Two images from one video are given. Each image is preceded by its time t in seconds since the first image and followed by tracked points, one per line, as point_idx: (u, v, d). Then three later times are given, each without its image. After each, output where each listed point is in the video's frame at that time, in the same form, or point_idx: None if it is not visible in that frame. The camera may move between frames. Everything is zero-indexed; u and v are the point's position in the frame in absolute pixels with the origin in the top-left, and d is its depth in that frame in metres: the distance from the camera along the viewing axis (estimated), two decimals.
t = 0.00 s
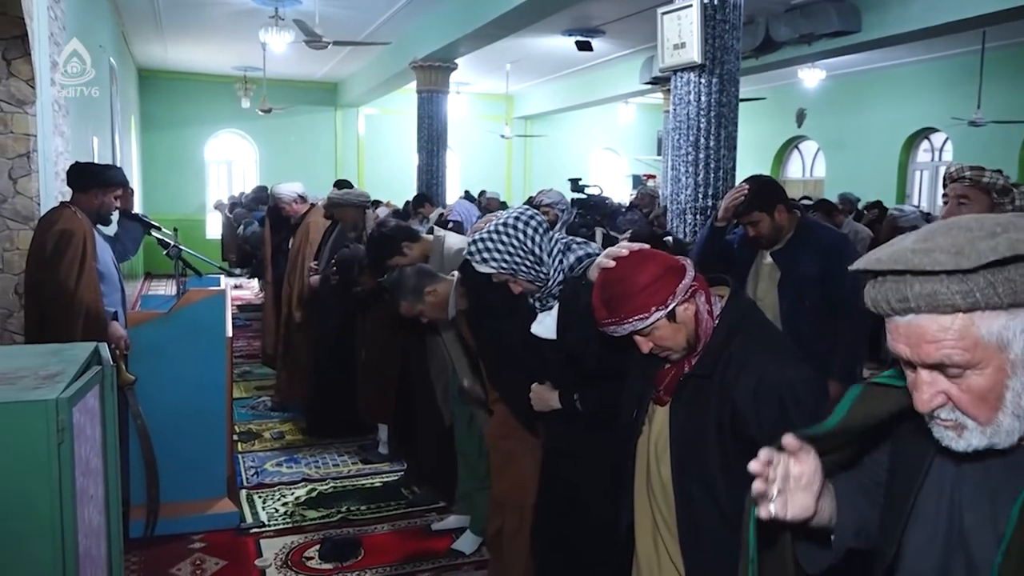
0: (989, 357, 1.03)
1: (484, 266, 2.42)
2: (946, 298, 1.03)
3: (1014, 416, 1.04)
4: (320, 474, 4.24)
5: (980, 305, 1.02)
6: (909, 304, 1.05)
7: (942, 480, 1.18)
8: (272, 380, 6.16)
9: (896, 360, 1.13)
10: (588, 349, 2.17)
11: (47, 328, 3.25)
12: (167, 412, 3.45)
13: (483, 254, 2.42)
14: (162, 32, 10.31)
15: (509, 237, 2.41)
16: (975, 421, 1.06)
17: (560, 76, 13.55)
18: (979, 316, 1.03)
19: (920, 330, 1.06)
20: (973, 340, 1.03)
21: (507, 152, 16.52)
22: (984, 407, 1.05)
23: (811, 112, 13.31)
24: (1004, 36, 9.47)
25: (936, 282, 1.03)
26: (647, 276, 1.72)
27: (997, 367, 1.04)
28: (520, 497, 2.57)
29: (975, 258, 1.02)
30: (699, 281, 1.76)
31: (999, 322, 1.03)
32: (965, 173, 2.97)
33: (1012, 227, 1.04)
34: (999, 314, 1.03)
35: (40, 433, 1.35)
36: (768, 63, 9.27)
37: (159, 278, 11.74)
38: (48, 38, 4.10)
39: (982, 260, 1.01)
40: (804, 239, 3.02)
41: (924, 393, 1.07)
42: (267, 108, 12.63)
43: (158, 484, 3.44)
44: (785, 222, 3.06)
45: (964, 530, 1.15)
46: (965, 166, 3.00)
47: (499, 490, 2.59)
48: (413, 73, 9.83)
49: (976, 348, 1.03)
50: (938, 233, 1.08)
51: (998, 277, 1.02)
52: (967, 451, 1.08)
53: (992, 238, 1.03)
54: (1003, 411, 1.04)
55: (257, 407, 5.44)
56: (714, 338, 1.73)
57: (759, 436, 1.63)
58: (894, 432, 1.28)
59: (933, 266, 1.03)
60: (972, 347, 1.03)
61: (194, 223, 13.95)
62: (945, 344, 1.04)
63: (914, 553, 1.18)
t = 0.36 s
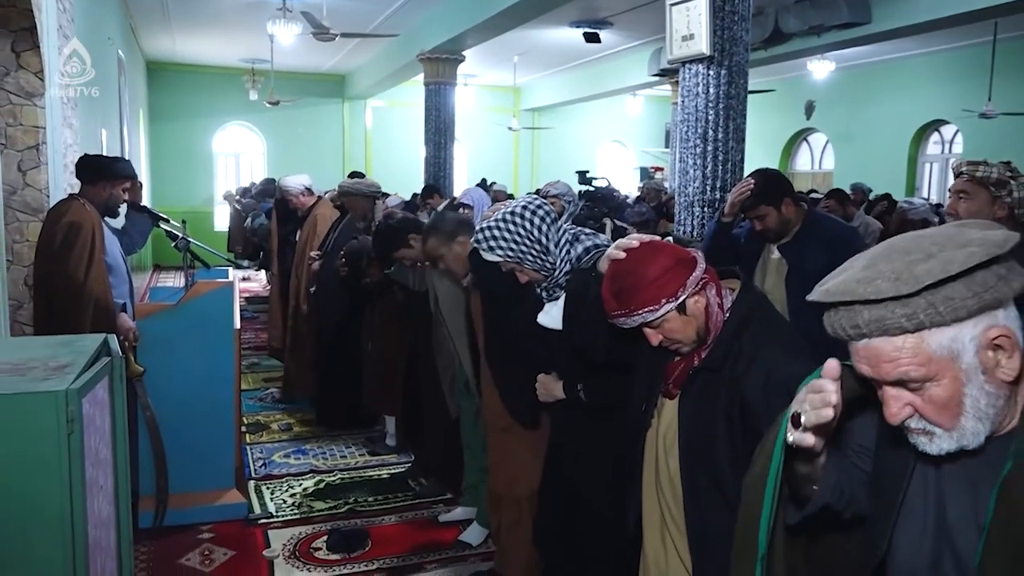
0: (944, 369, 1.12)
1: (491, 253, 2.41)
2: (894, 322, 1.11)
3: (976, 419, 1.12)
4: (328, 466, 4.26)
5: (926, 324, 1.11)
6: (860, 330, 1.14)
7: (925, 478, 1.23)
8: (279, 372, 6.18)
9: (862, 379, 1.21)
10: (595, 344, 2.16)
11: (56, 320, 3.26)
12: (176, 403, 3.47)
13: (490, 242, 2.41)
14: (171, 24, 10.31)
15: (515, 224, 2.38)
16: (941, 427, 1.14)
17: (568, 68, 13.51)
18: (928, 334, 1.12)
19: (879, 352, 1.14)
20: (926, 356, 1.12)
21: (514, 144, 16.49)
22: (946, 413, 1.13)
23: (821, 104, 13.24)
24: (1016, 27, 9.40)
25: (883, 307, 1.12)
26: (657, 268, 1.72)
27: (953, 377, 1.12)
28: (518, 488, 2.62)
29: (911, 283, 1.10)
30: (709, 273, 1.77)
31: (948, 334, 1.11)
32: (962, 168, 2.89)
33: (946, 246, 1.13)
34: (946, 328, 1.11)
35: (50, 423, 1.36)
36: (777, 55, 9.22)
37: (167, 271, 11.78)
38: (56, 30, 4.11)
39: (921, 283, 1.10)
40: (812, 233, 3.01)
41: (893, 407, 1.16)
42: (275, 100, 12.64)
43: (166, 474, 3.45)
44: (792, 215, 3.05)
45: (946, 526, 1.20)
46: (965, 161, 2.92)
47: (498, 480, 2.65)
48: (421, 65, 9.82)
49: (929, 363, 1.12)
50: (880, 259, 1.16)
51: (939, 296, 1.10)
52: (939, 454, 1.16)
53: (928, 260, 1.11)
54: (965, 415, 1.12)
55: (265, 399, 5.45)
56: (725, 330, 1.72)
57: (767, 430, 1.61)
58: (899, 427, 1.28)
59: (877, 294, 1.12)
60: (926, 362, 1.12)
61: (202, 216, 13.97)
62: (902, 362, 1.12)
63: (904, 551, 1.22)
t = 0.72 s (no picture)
0: (905, 391, 1.17)
1: (492, 245, 2.39)
2: (848, 353, 1.16)
3: (942, 433, 1.17)
4: (331, 460, 4.27)
5: (879, 353, 1.16)
6: (820, 363, 1.19)
7: (905, 488, 1.30)
8: (282, 366, 6.19)
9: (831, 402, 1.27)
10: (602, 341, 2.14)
11: (60, 315, 3.27)
12: (179, 400, 3.47)
13: (491, 233, 2.39)
14: (173, 18, 10.30)
15: (518, 216, 2.37)
16: (913, 443, 1.19)
17: (571, 62, 13.48)
18: (884, 361, 1.16)
19: (842, 381, 1.19)
20: (887, 380, 1.16)
21: (516, 139, 16.47)
22: (913, 431, 1.19)
23: (824, 99, 13.21)
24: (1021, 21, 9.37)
25: (837, 341, 1.17)
26: (667, 259, 1.72)
27: (915, 398, 1.17)
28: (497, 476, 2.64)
29: (859, 317, 1.14)
30: (720, 266, 1.77)
31: (904, 358, 1.16)
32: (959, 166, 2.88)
33: (889, 276, 1.17)
34: (901, 352, 1.16)
35: (55, 416, 1.36)
36: (781, 50, 9.20)
37: (170, 265, 11.79)
38: (59, 24, 4.10)
39: (867, 318, 1.14)
40: (814, 228, 3.00)
41: (865, 428, 1.22)
42: (277, 95, 12.62)
43: (170, 467, 3.46)
44: (795, 210, 3.04)
45: (928, 526, 1.27)
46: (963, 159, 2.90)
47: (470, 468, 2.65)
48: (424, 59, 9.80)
49: (891, 387, 1.17)
50: (829, 293, 1.20)
51: (887, 327, 1.15)
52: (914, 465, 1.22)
53: (873, 292, 1.16)
54: (932, 431, 1.18)
55: (268, 394, 5.46)
56: (733, 323, 1.72)
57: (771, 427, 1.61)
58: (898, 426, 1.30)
59: (829, 330, 1.16)
60: (889, 388, 1.17)
61: (204, 210, 13.99)
62: (866, 390, 1.17)
63: (890, 555, 1.28)
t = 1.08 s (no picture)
0: (888, 410, 1.16)
1: (503, 225, 2.43)
2: (827, 379, 1.16)
3: (929, 446, 1.17)
4: (333, 452, 4.28)
5: (859, 378, 1.15)
6: (802, 387, 1.19)
7: (898, 494, 1.30)
8: (284, 359, 6.20)
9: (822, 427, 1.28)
10: (605, 332, 2.14)
11: (64, 308, 3.28)
12: (179, 397, 3.48)
13: (504, 213, 2.43)
14: (174, 10, 10.27)
15: (532, 199, 2.41)
16: (897, 458, 1.19)
17: (574, 54, 13.44)
18: (865, 386, 1.16)
19: (827, 405, 1.18)
20: (869, 403, 1.16)
21: (518, 132, 16.44)
22: (900, 447, 1.18)
23: (827, 91, 13.18)
24: None
25: (817, 368, 1.16)
26: (672, 246, 1.72)
27: (898, 417, 1.16)
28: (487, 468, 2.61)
29: (834, 345, 1.14)
30: (724, 257, 1.77)
31: (884, 381, 1.15)
32: (952, 162, 2.87)
33: (862, 301, 1.16)
34: (880, 375, 1.15)
35: (56, 408, 1.36)
36: (784, 42, 9.17)
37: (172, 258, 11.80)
38: (60, 15, 4.09)
39: (842, 346, 1.13)
40: (819, 218, 2.99)
41: (854, 444, 1.22)
42: (279, 87, 12.59)
43: (172, 459, 3.47)
44: (799, 201, 3.03)
45: (922, 529, 1.27)
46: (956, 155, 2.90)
47: (458, 460, 2.63)
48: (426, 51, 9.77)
49: (872, 408, 1.16)
50: (807, 319, 1.20)
51: (863, 351, 1.14)
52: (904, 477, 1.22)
53: (846, 319, 1.15)
54: (918, 446, 1.17)
55: (270, 386, 5.47)
56: (737, 315, 1.71)
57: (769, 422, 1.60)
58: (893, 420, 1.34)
59: (806, 360, 1.15)
60: (870, 409, 1.16)
61: (206, 203, 14.00)
62: (850, 411, 1.17)
63: (887, 557, 1.29)
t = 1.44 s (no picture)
0: (894, 405, 1.16)
1: (516, 203, 2.42)
2: (832, 374, 1.16)
3: (933, 439, 1.17)
4: (333, 448, 4.28)
5: (864, 373, 1.15)
6: (807, 382, 1.19)
7: (902, 487, 1.30)
8: (285, 355, 6.20)
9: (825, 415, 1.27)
10: (603, 327, 2.14)
11: (65, 304, 3.28)
12: (179, 392, 3.47)
13: (519, 191, 2.42)
14: (174, 6, 10.25)
15: (549, 181, 2.40)
16: (902, 451, 1.20)
17: (574, 50, 13.42)
18: (869, 381, 1.16)
19: (831, 399, 1.18)
20: (875, 398, 1.16)
21: (518, 128, 16.42)
22: (905, 441, 1.18)
23: (827, 88, 13.17)
24: None
25: (821, 364, 1.16)
26: (669, 241, 1.73)
27: (903, 411, 1.17)
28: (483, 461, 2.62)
29: (841, 340, 1.13)
30: (722, 252, 1.77)
31: (889, 376, 1.15)
32: (948, 158, 2.85)
33: (868, 297, 1.15)
34: (887, 370, 1.15)
35: (56, 406, 1.36)
36: (784, 38, 9.15)
37: (172, 254, 11.80)
38: (60, 12, 4.08)
39: (847, 341, 1.13)
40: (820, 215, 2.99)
41: (859, 437, 1.22)
42: (278, 83, 12.56)
43: (172, 456, 3.47)
44: (802, 194, 3.03)
45: (926, 522, 1.27)
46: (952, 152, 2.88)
47: (455, 453, 2.63)
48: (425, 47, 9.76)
49: (877, 402, 1.16)
50: (812, 314, 1.19)
51: (868, 346, 1.14)
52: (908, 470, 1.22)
53: (851, 314, 1.14)
54: (922, 439, 1.17)
55: (271, 382, 5.47)
56: (734, 311, 1.71)
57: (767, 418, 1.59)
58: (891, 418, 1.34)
59: (811, 355, 1.15)
60: (876, 403, 1.16)
61: (206, 199, 13.99)
62: (856, 406, 1.17)
63: (891, 551, 1.30)
